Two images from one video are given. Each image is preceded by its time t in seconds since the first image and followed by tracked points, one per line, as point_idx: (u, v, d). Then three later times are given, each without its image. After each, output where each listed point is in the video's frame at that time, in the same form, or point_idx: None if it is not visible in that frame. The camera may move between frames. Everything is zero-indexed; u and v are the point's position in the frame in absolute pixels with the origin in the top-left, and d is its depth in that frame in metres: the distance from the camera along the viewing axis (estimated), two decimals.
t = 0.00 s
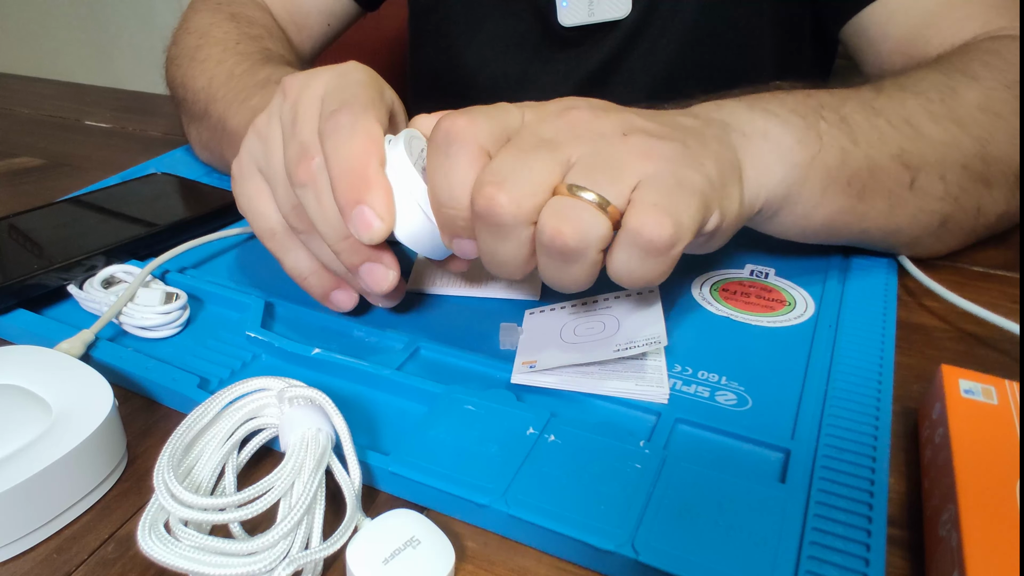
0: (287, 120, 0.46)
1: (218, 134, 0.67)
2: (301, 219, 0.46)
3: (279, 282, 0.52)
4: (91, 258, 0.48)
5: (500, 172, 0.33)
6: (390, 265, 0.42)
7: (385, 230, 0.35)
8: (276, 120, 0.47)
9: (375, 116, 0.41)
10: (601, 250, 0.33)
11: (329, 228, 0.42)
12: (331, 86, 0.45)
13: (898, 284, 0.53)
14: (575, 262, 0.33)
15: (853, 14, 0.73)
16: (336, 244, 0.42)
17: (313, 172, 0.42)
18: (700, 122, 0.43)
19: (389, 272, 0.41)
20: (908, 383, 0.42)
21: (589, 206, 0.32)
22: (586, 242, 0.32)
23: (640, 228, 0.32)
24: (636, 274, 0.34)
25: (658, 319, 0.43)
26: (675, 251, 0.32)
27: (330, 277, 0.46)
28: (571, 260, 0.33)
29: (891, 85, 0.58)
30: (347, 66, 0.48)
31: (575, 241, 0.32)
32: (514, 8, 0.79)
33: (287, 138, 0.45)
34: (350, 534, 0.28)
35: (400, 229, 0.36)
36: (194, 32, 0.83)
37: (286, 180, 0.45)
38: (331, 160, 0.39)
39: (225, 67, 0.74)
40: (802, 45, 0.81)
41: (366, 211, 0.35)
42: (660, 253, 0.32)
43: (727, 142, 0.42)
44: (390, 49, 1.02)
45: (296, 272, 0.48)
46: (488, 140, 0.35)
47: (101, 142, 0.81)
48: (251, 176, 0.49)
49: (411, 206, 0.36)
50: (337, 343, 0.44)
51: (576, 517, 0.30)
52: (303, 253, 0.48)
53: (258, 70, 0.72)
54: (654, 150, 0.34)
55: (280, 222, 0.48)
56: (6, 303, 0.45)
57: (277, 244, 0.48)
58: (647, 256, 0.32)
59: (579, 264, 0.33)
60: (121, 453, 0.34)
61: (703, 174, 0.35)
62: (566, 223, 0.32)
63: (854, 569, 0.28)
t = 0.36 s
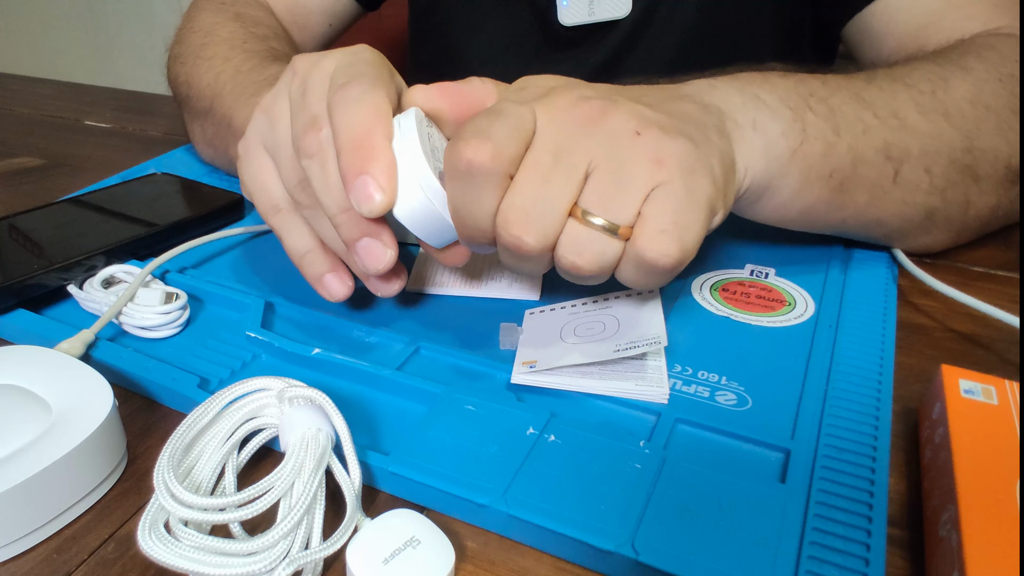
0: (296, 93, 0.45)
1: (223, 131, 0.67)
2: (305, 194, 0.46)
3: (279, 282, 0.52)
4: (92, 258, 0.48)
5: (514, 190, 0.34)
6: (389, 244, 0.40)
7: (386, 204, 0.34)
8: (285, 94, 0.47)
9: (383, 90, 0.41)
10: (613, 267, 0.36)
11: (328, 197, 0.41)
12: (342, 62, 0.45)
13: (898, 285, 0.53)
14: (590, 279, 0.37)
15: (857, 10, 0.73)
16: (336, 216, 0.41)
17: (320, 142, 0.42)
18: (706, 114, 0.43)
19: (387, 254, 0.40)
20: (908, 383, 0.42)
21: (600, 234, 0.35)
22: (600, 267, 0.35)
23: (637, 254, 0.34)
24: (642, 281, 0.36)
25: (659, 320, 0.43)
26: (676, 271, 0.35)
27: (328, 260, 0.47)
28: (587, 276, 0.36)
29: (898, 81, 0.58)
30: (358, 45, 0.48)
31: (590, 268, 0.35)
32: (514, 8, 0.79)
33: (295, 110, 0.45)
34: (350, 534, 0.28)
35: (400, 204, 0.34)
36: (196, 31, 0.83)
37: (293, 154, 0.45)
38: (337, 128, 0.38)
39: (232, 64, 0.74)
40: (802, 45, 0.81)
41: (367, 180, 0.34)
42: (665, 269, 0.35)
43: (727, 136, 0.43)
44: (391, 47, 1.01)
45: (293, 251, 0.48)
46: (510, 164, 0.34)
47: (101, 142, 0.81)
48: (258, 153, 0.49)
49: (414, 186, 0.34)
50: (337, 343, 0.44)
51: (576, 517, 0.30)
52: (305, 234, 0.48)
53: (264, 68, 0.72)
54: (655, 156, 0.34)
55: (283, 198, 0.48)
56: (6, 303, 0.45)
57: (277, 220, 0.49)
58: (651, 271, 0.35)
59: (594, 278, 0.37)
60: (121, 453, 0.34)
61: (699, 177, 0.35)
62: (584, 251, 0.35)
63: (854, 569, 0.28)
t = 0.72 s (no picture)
0: (313, 78, 0.45)
1: (226, 130, 0.67)
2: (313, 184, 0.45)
3: (279, 282, 0.52)
4: (92, 258, 0.48)
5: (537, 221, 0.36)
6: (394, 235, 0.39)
7: (396, 191, 0.33)
8: (300, 82, 0.46)
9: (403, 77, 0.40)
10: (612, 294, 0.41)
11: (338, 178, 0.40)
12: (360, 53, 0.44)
13: (897, 286, 0.53)
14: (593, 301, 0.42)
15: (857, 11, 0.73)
16: (345, 200, 0.40)
17: (334, 126, 0.41)
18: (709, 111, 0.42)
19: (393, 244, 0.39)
20: (908, 383, 0.42)
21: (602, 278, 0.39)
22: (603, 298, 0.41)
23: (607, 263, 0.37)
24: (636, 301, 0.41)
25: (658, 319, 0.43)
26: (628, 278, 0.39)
27: (329, 252, 0.47)
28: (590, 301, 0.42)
29: (901, 78, 0.57)
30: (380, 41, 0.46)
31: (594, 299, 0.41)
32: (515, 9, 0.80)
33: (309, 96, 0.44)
34: (350, 534, 0.28)
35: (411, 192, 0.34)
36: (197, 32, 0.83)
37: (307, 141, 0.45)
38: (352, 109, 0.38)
39: (236, 63, 0.74)
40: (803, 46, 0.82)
41: (382, 164, 0.33)
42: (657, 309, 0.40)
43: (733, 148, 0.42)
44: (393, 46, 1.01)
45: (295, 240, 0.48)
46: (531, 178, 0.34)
47: (101, 142, 0.81)
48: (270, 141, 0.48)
49: (423, 174, 0.34)
50: (337, 343, 0.44)
51: (577, 517, 0.30)
52: (309, 223, 0.47)
53: (269, 70, 0.72)
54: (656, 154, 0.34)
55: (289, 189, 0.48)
56: (6, 303, 0.45)
57: (281, 208, 0.48)
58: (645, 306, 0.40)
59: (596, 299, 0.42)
60: (121, 453, 0.34)
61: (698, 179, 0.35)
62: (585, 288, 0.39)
63: (854, 569, 0.28)
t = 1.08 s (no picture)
0: (274, 101, 0.45)
1: (220, 127, 0.67)
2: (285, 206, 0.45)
3: (279, 281, 0.52)
4: (91, 258, 0.48)
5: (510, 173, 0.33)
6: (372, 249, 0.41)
7: (372, 216, 0.35)
8: (261, 102, 0.47)
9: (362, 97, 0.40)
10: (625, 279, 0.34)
11: (311, 205, 0.40)
12: (315, 65, 0.45)
13: (897, 287, 0.53)
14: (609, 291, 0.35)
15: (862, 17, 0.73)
16: (319, 224, 0.40)
17: (300, 154, 0.41)
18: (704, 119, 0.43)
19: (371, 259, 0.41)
20: (908, 384, 0.42)
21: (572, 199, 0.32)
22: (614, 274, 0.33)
23: (600, 255, 0.32)
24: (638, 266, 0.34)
25: (656, 311, 0.43)
26: (627, 273, 0.33)
27: (311, 267, 0.46)
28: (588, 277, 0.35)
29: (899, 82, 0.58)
30: (333, 45, 0.48)
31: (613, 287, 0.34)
32: (513, 13, 0.79)
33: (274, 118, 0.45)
34: (350, 534, 0.28)
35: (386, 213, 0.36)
36: (195, 32, 0.83)
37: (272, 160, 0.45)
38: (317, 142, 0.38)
39: (228, 60, 0.74)
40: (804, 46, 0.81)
41: (352, 193, 0.35)
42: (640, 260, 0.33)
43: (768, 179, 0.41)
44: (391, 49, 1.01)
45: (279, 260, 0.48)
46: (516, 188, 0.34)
47: (101, 142, 0.81)
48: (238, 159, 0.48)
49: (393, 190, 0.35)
50: (337, 343, 0.44)
51: (577, 517, 0.30)
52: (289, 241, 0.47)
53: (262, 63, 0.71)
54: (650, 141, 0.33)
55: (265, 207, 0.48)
56: (6, 303, 0.45)
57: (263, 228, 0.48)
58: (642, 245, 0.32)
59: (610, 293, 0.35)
60: (121, 453, 0.34)
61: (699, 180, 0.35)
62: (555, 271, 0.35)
63: (854, 569, 0.28)
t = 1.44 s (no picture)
0: (289, 89, 0.45)
1: (221, 127, 0.67)
2: (291, 192, 0.45)
3: (279, 281, 0.52)
4: (91, 258, 0.48)
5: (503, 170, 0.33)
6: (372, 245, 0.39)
7: (375, 210, 0.34)
8: (275, 91, 0.47)
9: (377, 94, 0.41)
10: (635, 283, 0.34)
11: (316, 193, 0.40)
12: (334, 60, 0.45)
13: (898, 288, 0.53)
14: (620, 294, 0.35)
15: (861, 15, 0.73)
16: (321, 213, 0.40)
17: (311, 141, 0.41)
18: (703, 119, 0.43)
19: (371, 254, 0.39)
20: (908, 383, 0.42)
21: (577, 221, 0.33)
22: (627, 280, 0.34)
23: (623, 264, 0.32)
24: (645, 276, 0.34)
25: (659, 321, 0.43)
26: (651, 278, 0.33)
27: (306, 258, 0.46)
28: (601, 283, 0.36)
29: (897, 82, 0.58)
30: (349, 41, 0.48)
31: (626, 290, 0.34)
32: (512, 13, 0.79)
33: (287, 105, 0.45)
34: (350, 534, 0.28)
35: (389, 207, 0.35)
36: (195, 32, 0.83)
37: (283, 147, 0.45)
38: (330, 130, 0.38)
39: (230, 59, 0.74)
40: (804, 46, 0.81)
41: (359, 184, 0.34)
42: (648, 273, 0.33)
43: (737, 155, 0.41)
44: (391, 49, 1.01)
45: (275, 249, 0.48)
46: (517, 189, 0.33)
47: (101, 142, 0.81)
48: (249, 146, 0.49)
49: (402, 189, 0.34)
50: (337, 343, 0.44)
51: (577, 517, 0.30)
52: (289, 230, 0.47)
53: (263, 62, 0.71)
54: (642, 166, 0.33)
55: (268, 193, 0.48)
56: (6, 303, 0.45)
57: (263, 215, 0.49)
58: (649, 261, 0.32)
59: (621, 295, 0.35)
60: (121, 453, 0.34)
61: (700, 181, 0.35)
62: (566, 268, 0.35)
63: (854, 569, 0.28)
